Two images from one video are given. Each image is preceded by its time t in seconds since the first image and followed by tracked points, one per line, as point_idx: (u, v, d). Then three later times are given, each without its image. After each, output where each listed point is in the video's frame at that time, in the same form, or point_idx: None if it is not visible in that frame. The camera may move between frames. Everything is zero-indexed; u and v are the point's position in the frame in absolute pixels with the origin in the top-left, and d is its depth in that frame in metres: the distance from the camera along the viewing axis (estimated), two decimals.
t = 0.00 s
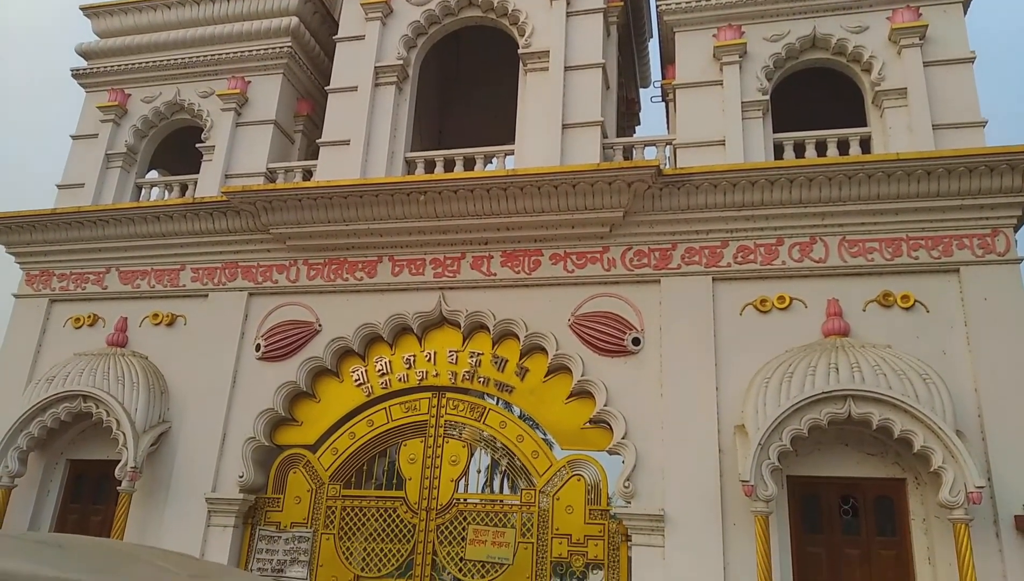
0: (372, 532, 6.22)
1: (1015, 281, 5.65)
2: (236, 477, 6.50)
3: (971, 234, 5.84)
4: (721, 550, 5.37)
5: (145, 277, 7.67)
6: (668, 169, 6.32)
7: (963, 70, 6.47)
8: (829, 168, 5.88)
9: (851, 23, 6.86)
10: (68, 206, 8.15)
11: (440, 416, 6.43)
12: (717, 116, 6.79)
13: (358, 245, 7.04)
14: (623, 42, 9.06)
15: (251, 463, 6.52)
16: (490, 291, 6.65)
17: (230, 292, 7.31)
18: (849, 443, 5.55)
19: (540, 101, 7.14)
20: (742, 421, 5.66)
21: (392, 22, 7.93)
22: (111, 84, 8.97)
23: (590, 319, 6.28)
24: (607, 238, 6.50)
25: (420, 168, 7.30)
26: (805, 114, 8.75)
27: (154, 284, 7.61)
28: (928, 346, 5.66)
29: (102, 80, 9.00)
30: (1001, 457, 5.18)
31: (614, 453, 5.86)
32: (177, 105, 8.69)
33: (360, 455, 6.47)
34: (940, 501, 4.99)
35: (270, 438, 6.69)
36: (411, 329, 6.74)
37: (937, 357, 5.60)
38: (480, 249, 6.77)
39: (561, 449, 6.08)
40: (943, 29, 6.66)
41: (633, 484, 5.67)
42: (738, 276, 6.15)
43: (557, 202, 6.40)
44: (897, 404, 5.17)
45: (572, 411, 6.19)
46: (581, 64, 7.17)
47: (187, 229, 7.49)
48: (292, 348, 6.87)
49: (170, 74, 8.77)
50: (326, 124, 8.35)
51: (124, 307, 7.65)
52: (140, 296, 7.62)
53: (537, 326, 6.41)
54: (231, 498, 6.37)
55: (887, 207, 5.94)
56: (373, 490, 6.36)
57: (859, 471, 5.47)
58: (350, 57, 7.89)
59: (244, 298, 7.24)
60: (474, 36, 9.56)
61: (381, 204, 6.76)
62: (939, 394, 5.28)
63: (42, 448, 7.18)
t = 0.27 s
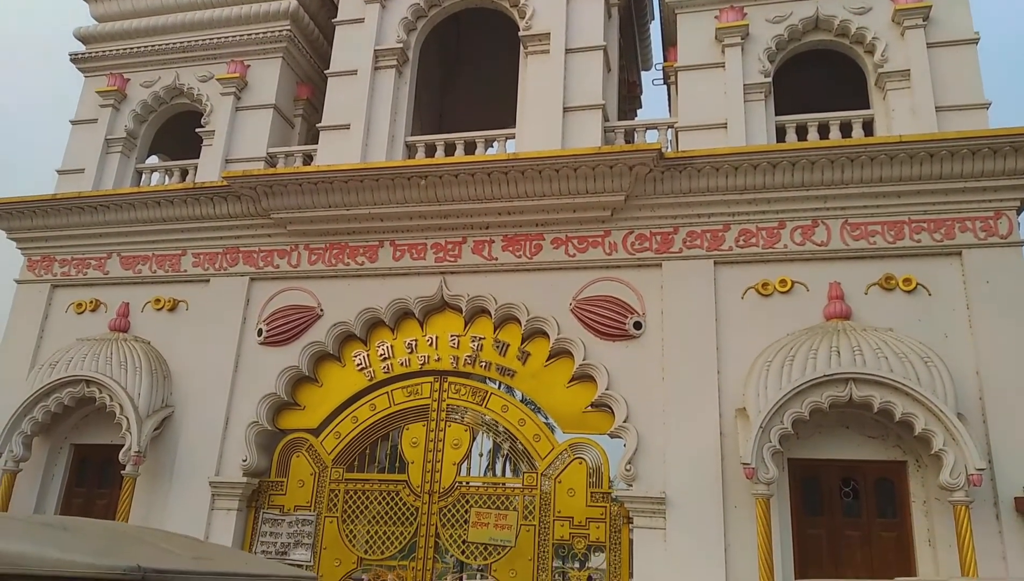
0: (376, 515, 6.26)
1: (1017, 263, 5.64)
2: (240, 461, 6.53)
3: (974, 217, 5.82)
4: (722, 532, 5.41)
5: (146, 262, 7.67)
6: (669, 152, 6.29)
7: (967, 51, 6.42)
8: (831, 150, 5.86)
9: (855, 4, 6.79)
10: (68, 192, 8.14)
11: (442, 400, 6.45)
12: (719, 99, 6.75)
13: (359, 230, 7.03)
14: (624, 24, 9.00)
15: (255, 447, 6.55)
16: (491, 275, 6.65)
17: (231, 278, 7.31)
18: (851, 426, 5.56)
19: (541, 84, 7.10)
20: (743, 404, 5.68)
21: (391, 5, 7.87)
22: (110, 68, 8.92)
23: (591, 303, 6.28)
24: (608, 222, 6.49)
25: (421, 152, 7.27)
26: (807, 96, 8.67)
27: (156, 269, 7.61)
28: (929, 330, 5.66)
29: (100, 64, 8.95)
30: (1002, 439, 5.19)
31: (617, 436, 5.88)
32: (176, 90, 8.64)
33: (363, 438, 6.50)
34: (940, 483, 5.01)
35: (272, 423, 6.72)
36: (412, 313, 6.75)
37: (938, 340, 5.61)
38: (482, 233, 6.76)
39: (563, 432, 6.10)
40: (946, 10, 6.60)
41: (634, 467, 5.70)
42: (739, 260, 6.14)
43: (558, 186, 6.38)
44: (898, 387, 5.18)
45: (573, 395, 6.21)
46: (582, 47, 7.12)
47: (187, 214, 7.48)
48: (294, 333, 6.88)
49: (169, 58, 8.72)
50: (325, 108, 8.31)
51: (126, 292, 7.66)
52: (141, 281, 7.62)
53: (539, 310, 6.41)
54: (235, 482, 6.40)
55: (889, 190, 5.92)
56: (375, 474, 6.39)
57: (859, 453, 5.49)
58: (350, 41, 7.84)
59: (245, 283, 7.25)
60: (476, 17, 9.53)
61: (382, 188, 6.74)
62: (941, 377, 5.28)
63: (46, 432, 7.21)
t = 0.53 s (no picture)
0: (379, 503, 6.29)
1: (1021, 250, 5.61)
2: (244, 449, 6.56)
3: (978, 204, 5.79)
4: (724, 520, 5.42)
5: (150, 252, 7.68)
6: (672, 139, 6.26)
7: (973, 36, 6.36)
8: (835, 137, 5.82)
9: None
10: (71, 181, 8.14)
11: (445, 388, 6.46)
12: (723, 85, 6.71)
13: (362, 219, 7.03)
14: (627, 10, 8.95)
15: (259, 436, 6.58)
16: (494, 264, 6.64)
17: (235, 267, 7.32)
18: (853, 414, 5.56)
19: (543, 71, 7.06)
20: (746, 393, 5.68)
21: None
22: (112, 57, 8.89)
23: (594, 292, 6.27)
24: (611, 210, 6.47)
25: (423, 141, 7.25)
26: (810, 83, 8.61)
27: (159, 259, 7.62)
28: (933, 317, 5.64)
29: (102, 53, 8.92)
30: (1004, 427, 5.19)
31: (619, 424, 5.89)
32: (178, 79, 8.62)
33: (366, 427, 6.52)
34: (942, 471, 5.01)
35: (276, 411, 6.74)
36: (415, 302, 6.75)
37: (941, 328, 5.59)
38: (484, 222, 6.74)
39: (566, 420, 6.11)
40: None
41: (637, 455, 5.71)
42: (742, 248, 6.12)
43: (561, 174, 6.36)
44: (901, 375, 5.17)
45: (576, 383, 6.22)
46: (585, 34, 7.08)
47: (190, 203, 7.48)
48: (297, 322, 6.89)
49: (171, 47, 8.69)
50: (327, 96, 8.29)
51: (130, 282, 7.68)
52: (145, 270, 7.63)
53: (541, 299, 6.41)
54: (239, 470, 6.44)
55: (893, 177, 5.89)
56: (379, 462, 6.42)
57: (862, 441, 5.49)
58: (352, 28, 7.80)
59: (248, 272, 7.25)
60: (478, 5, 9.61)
61: (384, 176, 6.73)
62: (944, 364, 5.27)
63: (52, 421, 7.25)
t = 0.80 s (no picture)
0: (381, 493, 6.31)
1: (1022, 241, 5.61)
2: (246, 440, 6.58)
3: (979, 194, 5.78)
4: (724, 510, 5.44)
5: (150, 243, 7.67)
6: (673, 130, 6.24)
7: (975, 25, 6.34)
8: (837, 127, 5.80)
9: None
10: (71, 172, 8.13)
11: (446, 379, 6.48)
12: (724, 75, 6.68)
13: (362, 210, 7.02)
14: None
15: (260, 427, 6.59)
16: (495, 255, 6.64)
17: (235, 258, 7.32)
18: (853, 404, 5.57)
19: (544, 61, 7.04)
20: (746, 383, 5.69)
21: None
22: (110, 47, 8.86)
23: (594, 283, 6.27)
24: (612, 201, 6.46)
25: (423, 131, 7.23)
26: (810, 73, 8.59)
27: (160, 250, 7.61)
28: (934, 308, 5.64)
29: (101, 44, 8.89)
30: (1004, 417, 5.20)
31: (620, 415, 5.90)
32: (178, 70, 8.59)
33: (367, 417, 6.54)
34: (942, 460, 5.02)
35: (277, 402, 6.76)
36: (416, 293, 6.75)
37: (942, 318, 5.59)
38: (485, 213, 6.74)
39: (567, 411, 6.12)
40: None
41: (638, 445, 5.72)
42: (743, 239, 6.12)
43: (562, 164, 6.35)
44: (902, 365, 5.17)
45: (577, 374, 6.22)
46: (586, 23, 7.05)
47: (190, 194, 7.47)
48: (298, 314, 6.89)
49: (170, 37, 8.66)
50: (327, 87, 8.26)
51: (131, 273, 7.68)
52: (146, 262, 7.63)
53: (542, 290, 6.41)
54: (241, 461, 6.46)
55: (895, 167, 5.88)
56: (380, 453, 6.44)
57: (862, 431, 5.50)
58: (351, 18, 7.77)
59: (249, 263, 7.25)
60: None
61: (384, 167, 6.72)
62: (944, 354, 5.27)
63: (54, 413, 7.27)
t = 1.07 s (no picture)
0: (382, 483, 6.33)
1: None
2: (247, 431, 6.59)
3: (981, 183, 5.76)
4: (724, 499, 5.46)
5: (151, 235, 7.67)
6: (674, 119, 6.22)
7: (977, 14, 6.30)
8: (838, 116, 5.78)
9: None
10: (71, 164, 8.12)
11: (446, 369, 6.48)
12: (725, 65, 6.65)
13: (363, 200, 7.02)
14: None
15: (261, 417, 6.61)
16: (495, 245, 6.64)
17: (236, 249, 7.32)
18: (854, 393, 5.57)
19: (544, 51, 7.01)
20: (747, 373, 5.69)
21: None
22: (110, 38, 8.83)
23: (595, 273, 6.26)
24: (612, 191, 6.45)
25: (424, 122, 7.21)
26: (811, 62, 8.57)
27: (160, 241, 7.61)
28: (935, 297, 5.63)
29: (100, 34, 8.86)
30: (1004, 406, 5.20)
31: (620, 405, 5.91)
32: (177, 60, 8.56)
33: (368, 408, 6.56)
34: (942, 450, 5.03)
35: (278, 393, 6.77)
36: (417, 284, 6.75)
37: (943, 308, 5.59)
38: (485, 203, 6.73)
39: (567, 401, 6.13)
40: None
41: (638, 435, 5.73)
42: (744, 229, 6.10)
43: (562, 155, 6.33)
44: (902, 355, 5.17)
45: (577, 364, 6.23)
46: (587, 12, 7.02)
47: (191, 186, 7.46)
48: (299, 305, 6.89)
49: (169, 28, 8.62)
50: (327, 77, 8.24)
51: (132, 265, 7.68)
52: (146, 253, 7.64)
53: (542, 281, 6.41)
54: (242, 451, 6.48)
55: (896, 156, 5.86)
56: (382, 443, 6.45)
57: (862, 421, 5.50)
58: (351, 7, 7.74)
59: (249, 254, 7.25)
60: None
61: (385, 158, 6.70)
62: (945, 344, 5.26)
63: (56, 404, 7.29)
